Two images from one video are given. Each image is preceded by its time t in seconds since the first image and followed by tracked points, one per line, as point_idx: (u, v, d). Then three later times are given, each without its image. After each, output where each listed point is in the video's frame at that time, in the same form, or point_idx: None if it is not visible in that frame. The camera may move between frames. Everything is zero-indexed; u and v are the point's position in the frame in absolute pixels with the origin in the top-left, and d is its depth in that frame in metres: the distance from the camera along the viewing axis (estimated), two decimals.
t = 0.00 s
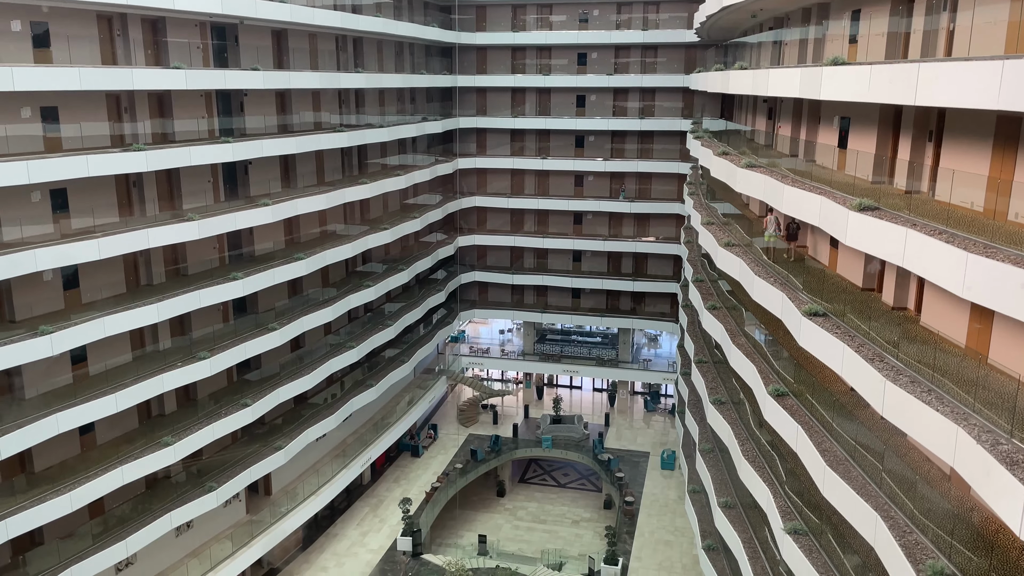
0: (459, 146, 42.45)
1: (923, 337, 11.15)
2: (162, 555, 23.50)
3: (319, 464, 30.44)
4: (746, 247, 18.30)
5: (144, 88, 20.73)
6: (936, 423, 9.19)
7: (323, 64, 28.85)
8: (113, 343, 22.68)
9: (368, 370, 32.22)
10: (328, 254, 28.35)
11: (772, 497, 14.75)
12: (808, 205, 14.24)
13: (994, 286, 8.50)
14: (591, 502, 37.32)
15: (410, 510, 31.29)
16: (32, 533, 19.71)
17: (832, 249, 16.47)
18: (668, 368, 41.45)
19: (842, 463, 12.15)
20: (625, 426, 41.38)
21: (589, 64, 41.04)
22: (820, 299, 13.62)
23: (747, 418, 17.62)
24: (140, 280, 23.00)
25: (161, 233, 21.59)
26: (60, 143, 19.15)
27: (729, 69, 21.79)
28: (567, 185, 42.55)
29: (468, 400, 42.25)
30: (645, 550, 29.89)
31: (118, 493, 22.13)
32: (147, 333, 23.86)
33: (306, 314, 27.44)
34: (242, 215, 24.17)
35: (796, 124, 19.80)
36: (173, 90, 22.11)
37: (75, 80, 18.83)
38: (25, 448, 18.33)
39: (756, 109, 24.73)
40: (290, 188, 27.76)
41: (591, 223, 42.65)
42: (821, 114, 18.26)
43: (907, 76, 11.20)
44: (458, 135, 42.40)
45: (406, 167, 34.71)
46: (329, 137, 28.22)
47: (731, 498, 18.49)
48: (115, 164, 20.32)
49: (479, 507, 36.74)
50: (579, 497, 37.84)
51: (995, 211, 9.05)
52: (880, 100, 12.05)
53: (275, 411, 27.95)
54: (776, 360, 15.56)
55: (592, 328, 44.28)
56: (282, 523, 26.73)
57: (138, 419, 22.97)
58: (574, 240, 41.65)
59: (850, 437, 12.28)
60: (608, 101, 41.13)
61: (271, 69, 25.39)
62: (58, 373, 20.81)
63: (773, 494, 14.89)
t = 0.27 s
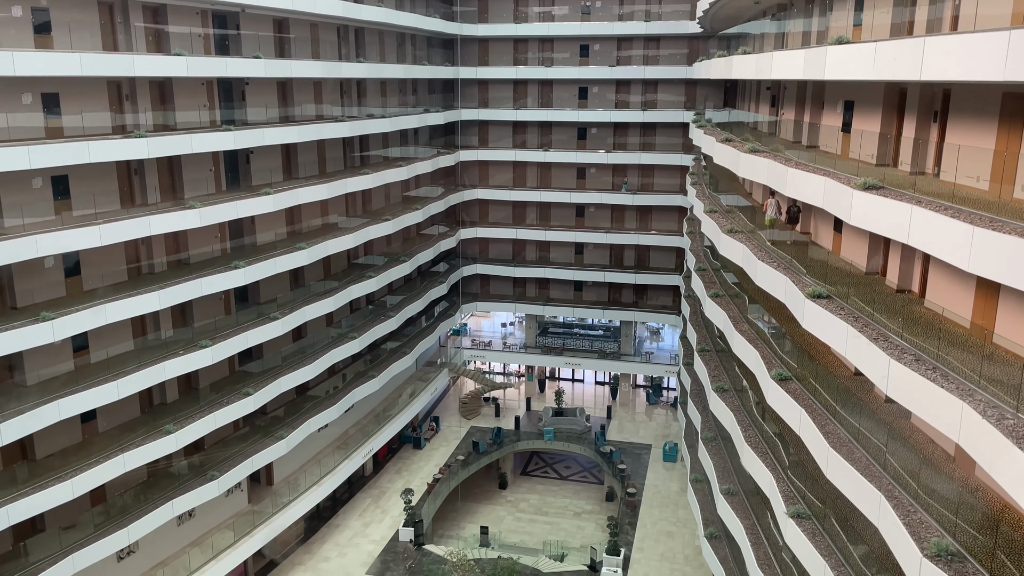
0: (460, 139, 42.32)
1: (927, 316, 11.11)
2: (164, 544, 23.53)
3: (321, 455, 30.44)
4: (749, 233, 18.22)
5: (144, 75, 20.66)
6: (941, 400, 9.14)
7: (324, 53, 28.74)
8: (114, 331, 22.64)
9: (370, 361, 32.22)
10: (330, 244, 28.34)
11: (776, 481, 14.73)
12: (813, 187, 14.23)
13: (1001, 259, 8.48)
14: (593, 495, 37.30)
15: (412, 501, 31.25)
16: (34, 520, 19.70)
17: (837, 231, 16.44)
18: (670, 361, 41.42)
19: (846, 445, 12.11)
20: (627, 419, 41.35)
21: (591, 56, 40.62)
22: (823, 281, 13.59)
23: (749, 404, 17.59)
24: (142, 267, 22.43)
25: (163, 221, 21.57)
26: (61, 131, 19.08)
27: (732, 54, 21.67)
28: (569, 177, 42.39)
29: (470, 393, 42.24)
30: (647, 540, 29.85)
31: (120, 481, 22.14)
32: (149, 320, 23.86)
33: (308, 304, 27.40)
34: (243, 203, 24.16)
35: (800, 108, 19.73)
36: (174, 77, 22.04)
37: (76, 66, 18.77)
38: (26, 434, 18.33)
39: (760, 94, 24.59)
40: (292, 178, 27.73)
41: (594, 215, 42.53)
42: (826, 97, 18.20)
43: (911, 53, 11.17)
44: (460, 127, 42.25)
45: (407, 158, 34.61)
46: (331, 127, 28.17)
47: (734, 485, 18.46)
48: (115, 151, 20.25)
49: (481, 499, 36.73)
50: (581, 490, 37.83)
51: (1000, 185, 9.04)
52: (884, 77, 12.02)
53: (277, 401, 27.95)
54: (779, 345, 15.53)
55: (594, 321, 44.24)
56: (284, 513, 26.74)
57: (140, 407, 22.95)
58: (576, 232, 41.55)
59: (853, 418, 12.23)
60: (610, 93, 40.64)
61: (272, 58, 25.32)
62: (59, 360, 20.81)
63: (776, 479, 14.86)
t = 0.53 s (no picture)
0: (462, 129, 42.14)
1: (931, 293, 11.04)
2: (166, 531, 23.53)
3: (322, 444, 30.42)
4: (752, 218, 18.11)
5: (145, 59, 20.57)
6: (946, 373, 9.09)
7: (325, 40, 28.59)
8: (115, 317, 22.57)
9: (371, 351, 32.19)
10: (331, 232, 28.28)
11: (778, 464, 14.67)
12: (816, 166, 14.16)
13: (1009, 228, 8.44)
14: (595, 485, 37.27)
15: (414, 490, 31.21)
16: (35, 505, 19.66)
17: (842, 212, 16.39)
18: (672, 352, 41.37)
19: (849, 424, 12.04)
20: (629, 410, 41.30)
21: (594, 45, 40.65)
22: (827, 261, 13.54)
23: (752, 389, 17.54)
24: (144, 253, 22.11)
25: (164, 206, 21.51)
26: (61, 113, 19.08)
27: (735, 38, 21.51)
28: (571, 168, 42.19)
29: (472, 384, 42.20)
30: (649, 530, 29.79)
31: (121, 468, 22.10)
32: (150, 308, 23.82)
33: (310, 292, 27.36)
34: (244, 189, 24.07)
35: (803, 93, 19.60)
36: (175, 62, 21.95)
37: (76, 49, 18.71)
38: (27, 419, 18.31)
39: (763, 80, 24.44)
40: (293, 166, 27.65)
41: (597, 206, 42.24)
42: (830, 79, 18.07)
43: (916, 26, 11.09)
44: (462, 118, 42.08)
45: (409, 147, 34.46)
46: (332, 115, 28.07)
47: (736, 472, 18.39)
48: (116, 135, 20.16)
49: (482, 490, 36.71)
50: (582, 481, 37.81)
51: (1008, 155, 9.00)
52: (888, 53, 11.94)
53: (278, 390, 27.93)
54: (782, 328, 15.46)
55: (596, 312, 44.16)
56: (285, 501, 26.73)
57: (141, 393, 22.91)
58: (578, 223, 41.42)
59: (856, 398, 12.16)
60: (612, 82, 40.55)
61: (273, 44, 25.20)
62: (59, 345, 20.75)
63: (779, 462, 14.80)
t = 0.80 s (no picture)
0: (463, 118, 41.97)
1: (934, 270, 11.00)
2: (167, 517, 23.54)
3: (323, 432, 30.41)
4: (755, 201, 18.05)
5: (145, 42, 20.47)
6: (949, 346, 9.06)
7: (325, 26, 28.44)
8: (116, 301, 22.47)
9: (372, 339, 32.17)
10: (332, 220, 28.23)
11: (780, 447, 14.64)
12: (819, 145, 14.10)
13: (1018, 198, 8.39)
14: (595, 475, 37.29)
15: (415, 478, 31.22)
16: (35, 490, 19.63)
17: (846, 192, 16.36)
18: (673, 342, 41.36)
19: (852, 404, 12.00)
20: (629, 400, 41.31)
21: (595, 34, 40.32)
22: (830, 241, 13.50)
23: (753, 373, 17.51)
24: (144, 238, 22.00)
25: (164, 190, 21.44)
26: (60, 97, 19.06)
27: (737, 23, 21.41)
28: (572, 158, 42.07)
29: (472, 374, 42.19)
30: (649, 518, 29.79)
31: (122, 453, 22.07)
32: (151, 295, 23.63)
33: (310, 280, 27.33)
34: (245, 175, 23.99)
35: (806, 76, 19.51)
36: (175, 46, 21.85)
37: (76, 33, 18.64)
38: (27, 402, 18.27)
39: (765, 66, 24.33)
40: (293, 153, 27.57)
41: (597, 196, 42.25)
42: (833, 61, 17.98)
43: None
44: (462, 107, 41.91)
45: (409, 136, 34.35)
46: (333, 102, 27.99)
47: (737, 456, 18.38)
48: (115, 120, 20.00)
49: (483, 479, 36.73)
50: (583, 470, 37.82)
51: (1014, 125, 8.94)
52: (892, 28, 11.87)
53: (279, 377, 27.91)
54: (783, 311, 15.42)
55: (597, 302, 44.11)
56: (287, 488, 26.74)
57: (142, 378, 22.87)
58: (580, 213, 41.38)
59: (859, 378, 12.12)
60: (614, 71, 40.45)
61: (273, 29, 25.07)
62: (59, 330, 20.71)
63: (780, 445, 14.76)
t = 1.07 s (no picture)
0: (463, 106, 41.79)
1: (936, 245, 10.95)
2: (166, 502, 23.54)
3: (322, 420, 30.40)
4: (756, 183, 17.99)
5: (143, 24, 20.34)
6: (951, 319, 9.02)
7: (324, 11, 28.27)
8: (116, 285, 22.33)
9: (372, 327, 32.12)
10: (331, 206, 28.13)
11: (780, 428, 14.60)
12: (821, 123, 14.05)
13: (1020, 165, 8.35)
14: (595, 463, 37.30)
15: (415, 465, 31.22)
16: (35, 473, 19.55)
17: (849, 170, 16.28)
18: (673, 331, 41.31)
19: (853, 381, 11.96)
20: (629, 389, 41.30)
21: (596, 21, 40.29)
22: (832, 219, 13.47)
23: (754, 355, 17.48)
24: (143, 223, 21.85)
25: (162, 174, 21.36)
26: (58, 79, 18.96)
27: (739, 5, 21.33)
28: (572, 146, 41.75)
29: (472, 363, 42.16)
30: (649, 505, 29.79)
31: (122, 438, 22.03)
32: (150, 281, 23.43)
33: (310, 266, 27.27)
34: (243, 159, 23.94)
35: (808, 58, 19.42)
36: (173, 28, 21.72)
37: (73, 12, 18.51)
38: (26, 384, 18.22)
39: (767, 50, 24.24)
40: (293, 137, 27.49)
41: (598, 184, 42.08)
42: (835, 42, 17.89)
43: None
44: (462, 95, 41.72)
45: (409, 123, 34.23)
46: (332, 87, 27.89)
47: (737, 439, 18.37)
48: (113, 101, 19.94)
49: (483, 467, 36.74)
50: (583, 459, 37.83)
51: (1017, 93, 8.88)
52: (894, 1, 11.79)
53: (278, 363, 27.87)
54: (784, 292, 15.38)
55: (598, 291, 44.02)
56: (287, 474, 26.75)
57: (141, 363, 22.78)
58: (580, 201, 41.27)
59: (860, 355, 12.07)
60: (615, 59, 40.31)
61: (272, 12, 24.92)
62: (57, 313, 20.62)
63: (781, 426, 14.72)
